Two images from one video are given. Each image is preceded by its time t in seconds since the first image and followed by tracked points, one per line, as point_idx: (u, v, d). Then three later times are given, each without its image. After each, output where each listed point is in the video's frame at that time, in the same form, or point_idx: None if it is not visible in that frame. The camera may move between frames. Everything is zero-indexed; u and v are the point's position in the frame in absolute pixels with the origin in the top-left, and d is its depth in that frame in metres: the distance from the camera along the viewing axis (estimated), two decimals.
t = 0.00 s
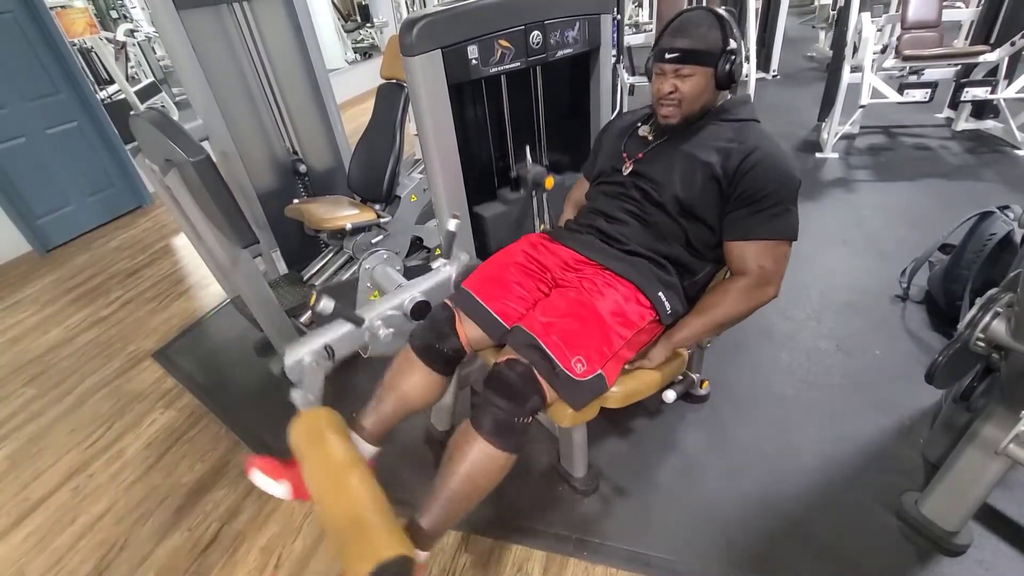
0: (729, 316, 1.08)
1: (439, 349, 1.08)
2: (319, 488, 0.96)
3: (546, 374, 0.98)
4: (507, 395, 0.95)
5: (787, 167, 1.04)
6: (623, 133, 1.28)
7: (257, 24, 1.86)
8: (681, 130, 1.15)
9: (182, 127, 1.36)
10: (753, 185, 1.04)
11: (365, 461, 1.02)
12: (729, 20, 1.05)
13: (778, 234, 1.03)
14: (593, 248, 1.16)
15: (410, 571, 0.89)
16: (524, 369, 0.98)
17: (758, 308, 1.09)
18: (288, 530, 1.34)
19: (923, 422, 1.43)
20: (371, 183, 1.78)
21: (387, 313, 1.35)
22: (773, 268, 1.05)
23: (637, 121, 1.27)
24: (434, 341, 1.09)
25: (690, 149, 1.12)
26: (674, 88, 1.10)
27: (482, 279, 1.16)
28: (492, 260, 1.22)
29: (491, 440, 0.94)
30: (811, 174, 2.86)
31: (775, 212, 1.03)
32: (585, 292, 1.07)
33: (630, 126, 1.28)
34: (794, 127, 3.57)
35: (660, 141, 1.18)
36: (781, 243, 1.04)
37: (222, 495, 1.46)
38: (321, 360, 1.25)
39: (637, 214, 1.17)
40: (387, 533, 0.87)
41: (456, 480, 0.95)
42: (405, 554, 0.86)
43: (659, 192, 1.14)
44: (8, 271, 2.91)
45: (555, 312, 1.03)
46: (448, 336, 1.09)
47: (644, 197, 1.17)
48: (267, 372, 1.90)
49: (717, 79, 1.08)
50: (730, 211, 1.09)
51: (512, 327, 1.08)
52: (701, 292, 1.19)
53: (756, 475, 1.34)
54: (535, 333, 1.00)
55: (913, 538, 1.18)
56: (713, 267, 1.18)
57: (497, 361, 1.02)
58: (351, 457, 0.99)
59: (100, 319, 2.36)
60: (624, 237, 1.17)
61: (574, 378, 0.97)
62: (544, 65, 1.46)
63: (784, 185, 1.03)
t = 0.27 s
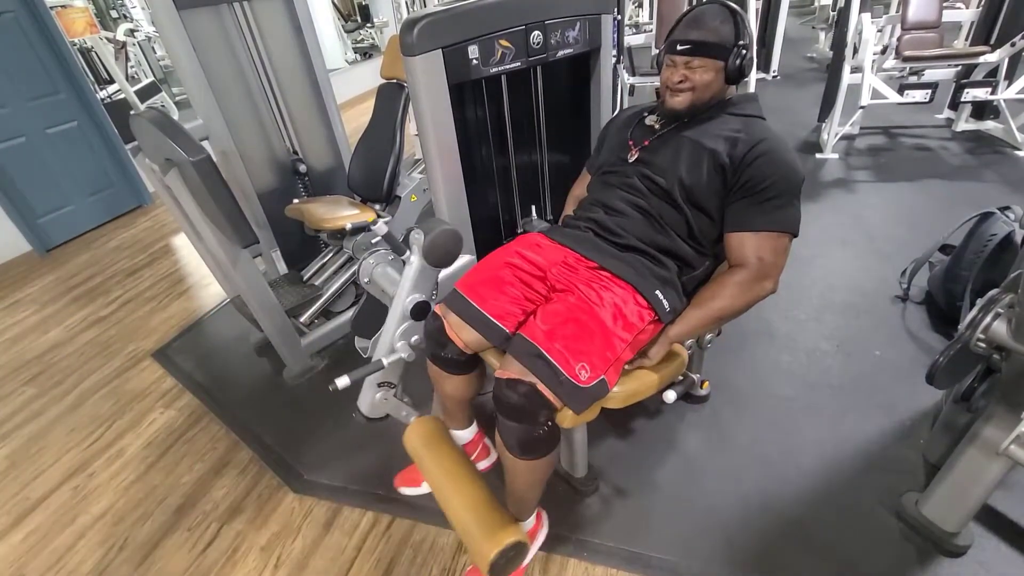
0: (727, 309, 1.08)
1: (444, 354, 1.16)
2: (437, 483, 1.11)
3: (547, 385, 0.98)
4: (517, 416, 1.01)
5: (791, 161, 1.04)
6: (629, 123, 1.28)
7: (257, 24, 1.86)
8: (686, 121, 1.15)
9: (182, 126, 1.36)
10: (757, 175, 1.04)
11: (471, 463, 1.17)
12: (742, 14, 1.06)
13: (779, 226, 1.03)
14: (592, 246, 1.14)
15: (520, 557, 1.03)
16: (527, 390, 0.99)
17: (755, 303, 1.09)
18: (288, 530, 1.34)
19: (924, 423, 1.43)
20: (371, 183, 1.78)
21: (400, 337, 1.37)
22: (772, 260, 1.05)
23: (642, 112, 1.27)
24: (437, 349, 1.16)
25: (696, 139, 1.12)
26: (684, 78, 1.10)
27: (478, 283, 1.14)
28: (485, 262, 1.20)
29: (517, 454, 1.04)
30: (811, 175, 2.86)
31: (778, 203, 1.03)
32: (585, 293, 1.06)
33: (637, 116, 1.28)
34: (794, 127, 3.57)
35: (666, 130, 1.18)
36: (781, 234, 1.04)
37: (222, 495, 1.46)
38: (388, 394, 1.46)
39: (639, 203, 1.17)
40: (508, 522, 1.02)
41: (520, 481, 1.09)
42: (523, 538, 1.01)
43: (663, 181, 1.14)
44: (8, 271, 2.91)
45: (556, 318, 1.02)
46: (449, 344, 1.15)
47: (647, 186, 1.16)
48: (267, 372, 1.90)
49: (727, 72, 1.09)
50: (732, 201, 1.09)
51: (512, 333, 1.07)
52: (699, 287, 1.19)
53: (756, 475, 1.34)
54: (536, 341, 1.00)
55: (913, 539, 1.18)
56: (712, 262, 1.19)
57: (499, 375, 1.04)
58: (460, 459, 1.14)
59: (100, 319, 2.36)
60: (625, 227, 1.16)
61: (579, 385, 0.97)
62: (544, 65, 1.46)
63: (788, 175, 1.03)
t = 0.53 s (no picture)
0: (728, 310, 1.08)
1: (444, 353, 1.13)
2: (385, 497, 1.07)
3: (551, 382, 0.98)
4: (515, 409, 0.98)
5: (791, 161, 1.04)
6: (628, 125, 1.28)
7: (257, 24, 1.86)
8: (684, 122, 1.15)
9: (182, 127, 1.36)
10: (757, 176, 1.04)
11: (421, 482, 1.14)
12: (735, 14, 1.05)
13: (780, 228, 1.03)
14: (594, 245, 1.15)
15: None
16: (529, 382, 0.99)
17: (755, 304, 1.09)
18: (287, 530, 1.34)
19: (924, 423, 1.43)
20: (371, 183, 1.78)
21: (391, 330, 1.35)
22: (772, 262, 1.05)
23: (641, 113, 1.27)
24: (438, 348, 1.13)
25: (695, 141, 1.11)
26: (679, 82, 1.11)
27: (483, 281, 1.15)
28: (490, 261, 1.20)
29: (508, 453, 0.99)
30: (811, 175, 2.86)
31: (779, 204, 1.03)
32: (589, 292, 1.06)
33: (635, 118, 1.27)
34: (794, 128, 3.57)
35: (664, 132, 1.18)
36: (782, 235, 1.04)
37: (222, 495, 1.46)
38: (352, 389, 1.32)
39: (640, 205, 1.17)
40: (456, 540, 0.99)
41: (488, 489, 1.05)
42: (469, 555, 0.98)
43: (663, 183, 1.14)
44: (7, 271, 2.91)
45: (559, 317, 1.03)
46: (450, 342, 1.13)
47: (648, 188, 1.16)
48: (267, 372, 1.90)
49: (722, 73, 1.08)
50: (733, 202, 1.09)
51: (515, 331, 1.07)
52: (699, 289, 1.19)
53: (756, 475, 1.34)
54: (540, 339, 1.00)
55: (913, 540, 1.18)
56: (713, 263, 1.19)
57: (500, 371, 1.03)
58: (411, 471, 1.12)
59: (100, 319, 2.36)
60: (626, 229, 1.16)
61: (580, 384, 0.97)
62: (544, 65, 1.46)
63: (788, 176, 1.03)
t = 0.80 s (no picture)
0: (729, 320, 1.08)
1: (444, 335, 1.07)
2: (268, 413, 0.84)
3: (550, 360, 0.98)
4: (511, 368, 0.95)
5: (781, 176, 1.03)
6: (614, 147, 1.29)
7: (257, 25, 1.86)
8: (668, 144, 1.16)
9: (182, 127, 1.36)
10: (747, 194, 1.04)
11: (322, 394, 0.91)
12: (704, 37, 1.03)
13: (775, 242, 1.03)
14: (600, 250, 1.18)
15: (363, 507, 0.78)
16: (531, 348, 0.98)
17: (759, 315, 1.09)
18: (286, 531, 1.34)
19: (922, 425, 1.43)
20: (371, 184, 1.78)
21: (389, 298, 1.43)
22: (774, 276, 1.05)
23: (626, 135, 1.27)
24: (435, 323, 1.07)
25: (680, 163, 1.11)
26: (655, 109, 1.10)
27: (489, 275, 1.18)
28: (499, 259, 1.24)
29: (487, 409, 0.91)
30: (811, 177, 2.86)
31: (772, 219, 1.03)
32: (591, 285, 1.08)
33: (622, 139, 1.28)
34: (794, 129, 3.57)
35: (648, 156, 1.18)
36: (777, 250, 1.04)
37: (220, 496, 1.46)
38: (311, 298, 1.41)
39: (632, 226, 1.18)
40: (348, 455, 0.77)
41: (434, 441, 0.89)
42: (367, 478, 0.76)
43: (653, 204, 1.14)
44: (8, 271, 2.91)
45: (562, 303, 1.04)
46: (453, 325, 1.09)
47: (638, 209, 1.17)
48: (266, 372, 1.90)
49: (698, 94, 1.07)
50: (725, 220, 1.08)
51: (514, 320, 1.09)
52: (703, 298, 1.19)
53: (755, 477, 1.34)
54: (543, 321, 1.01)
55: (913, 542, 1.18)
56: (715, 274, 1.19)
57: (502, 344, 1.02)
58: (306, 384, 0.88)
59: (99, 319, 2.36)
60: (618, 249, 1.17)
61: (576, 366, 0.98)
62: (544, 67, 1.46)
63: (778, 192, 1.02)
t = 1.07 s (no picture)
0: (729, 318, 1.08)
1: (440, 336, 1.08)
2: (269, 426, 0.83)
3: (550, 364, 0.98)
4: (511, 373, 0.94)
5: (778, 173, 1.03)
6: (614, 147, 1.29)
7: (256, 24, 1.86)
8: (666, 142, 1.16)
9: (181, 127, 1.35)
10: (743, 193, 1.03)
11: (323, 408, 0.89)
12: (700, 36, 1.04)
13: (770, 241, 1.02)
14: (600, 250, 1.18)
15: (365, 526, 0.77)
16: (531, 352, 0.98)
17: (758, 313, 1.09)
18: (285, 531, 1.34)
19: (922, 425, 1.43)
20: (370, 184, 1.78)
21: (386, 301, 1.41)
22: (773, 273, 1.04)
23: (626, 134, 1.27)
24: (434, 325, 1.08)
25: (679, 162, 1.12)
26: (652, 107, 1.11)
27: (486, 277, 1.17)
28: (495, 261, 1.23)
29: (488, 415, 0.91)
30: (810, 177, 2.86)
31: (769, 218, 1.02)
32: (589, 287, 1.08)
33: (621, 138, 1.28)
34: (793, 130, 3.57)
35: (647, 155, 1.19)
36: (775, 247, 1.03)
37: (219, 496, 1.45)
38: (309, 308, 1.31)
39: (632, 224, 1.18)
40: (349, 474, 0.75)
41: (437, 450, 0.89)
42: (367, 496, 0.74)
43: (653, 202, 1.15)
44: (6, 271, 2.91)
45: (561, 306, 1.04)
46: (450, 326, 1.09)
47: (638, 208, 1.18)
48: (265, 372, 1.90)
49: (695, 92, 1.08)
50: (722, 219, 1.08)
51: (514, 322, 1.09)
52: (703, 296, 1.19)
53: (754, 477, 1.34)
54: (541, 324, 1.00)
55: (912, 542, 1.18)
56: (714, 273, 1.18)
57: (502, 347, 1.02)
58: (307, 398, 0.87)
59: (98, 319, 2.36)
60: (618, 248, 1.17)
61: (577, 370, 0.98)
62: (543, 67, 1.46)
63: (775, 189, 1.02)
